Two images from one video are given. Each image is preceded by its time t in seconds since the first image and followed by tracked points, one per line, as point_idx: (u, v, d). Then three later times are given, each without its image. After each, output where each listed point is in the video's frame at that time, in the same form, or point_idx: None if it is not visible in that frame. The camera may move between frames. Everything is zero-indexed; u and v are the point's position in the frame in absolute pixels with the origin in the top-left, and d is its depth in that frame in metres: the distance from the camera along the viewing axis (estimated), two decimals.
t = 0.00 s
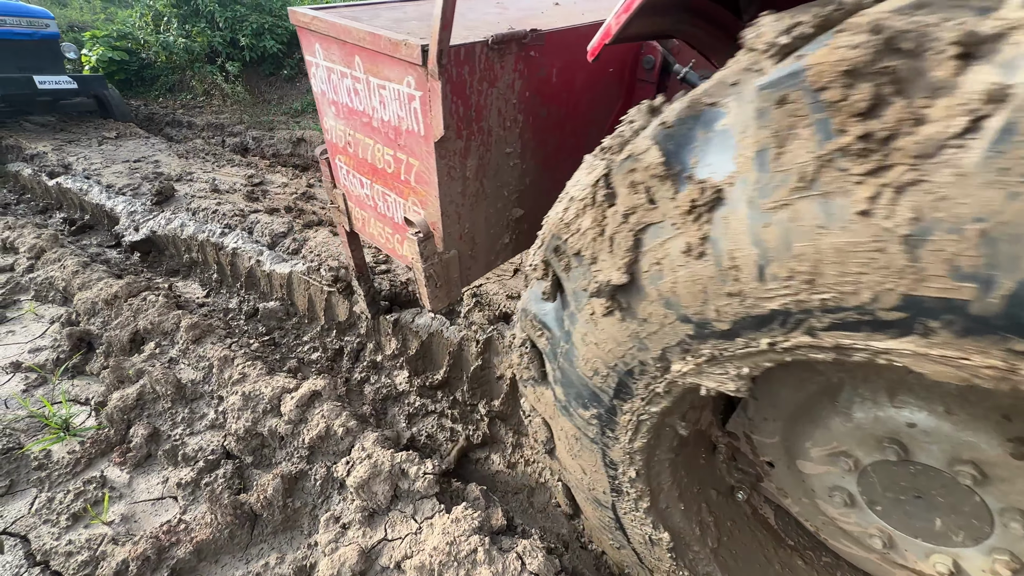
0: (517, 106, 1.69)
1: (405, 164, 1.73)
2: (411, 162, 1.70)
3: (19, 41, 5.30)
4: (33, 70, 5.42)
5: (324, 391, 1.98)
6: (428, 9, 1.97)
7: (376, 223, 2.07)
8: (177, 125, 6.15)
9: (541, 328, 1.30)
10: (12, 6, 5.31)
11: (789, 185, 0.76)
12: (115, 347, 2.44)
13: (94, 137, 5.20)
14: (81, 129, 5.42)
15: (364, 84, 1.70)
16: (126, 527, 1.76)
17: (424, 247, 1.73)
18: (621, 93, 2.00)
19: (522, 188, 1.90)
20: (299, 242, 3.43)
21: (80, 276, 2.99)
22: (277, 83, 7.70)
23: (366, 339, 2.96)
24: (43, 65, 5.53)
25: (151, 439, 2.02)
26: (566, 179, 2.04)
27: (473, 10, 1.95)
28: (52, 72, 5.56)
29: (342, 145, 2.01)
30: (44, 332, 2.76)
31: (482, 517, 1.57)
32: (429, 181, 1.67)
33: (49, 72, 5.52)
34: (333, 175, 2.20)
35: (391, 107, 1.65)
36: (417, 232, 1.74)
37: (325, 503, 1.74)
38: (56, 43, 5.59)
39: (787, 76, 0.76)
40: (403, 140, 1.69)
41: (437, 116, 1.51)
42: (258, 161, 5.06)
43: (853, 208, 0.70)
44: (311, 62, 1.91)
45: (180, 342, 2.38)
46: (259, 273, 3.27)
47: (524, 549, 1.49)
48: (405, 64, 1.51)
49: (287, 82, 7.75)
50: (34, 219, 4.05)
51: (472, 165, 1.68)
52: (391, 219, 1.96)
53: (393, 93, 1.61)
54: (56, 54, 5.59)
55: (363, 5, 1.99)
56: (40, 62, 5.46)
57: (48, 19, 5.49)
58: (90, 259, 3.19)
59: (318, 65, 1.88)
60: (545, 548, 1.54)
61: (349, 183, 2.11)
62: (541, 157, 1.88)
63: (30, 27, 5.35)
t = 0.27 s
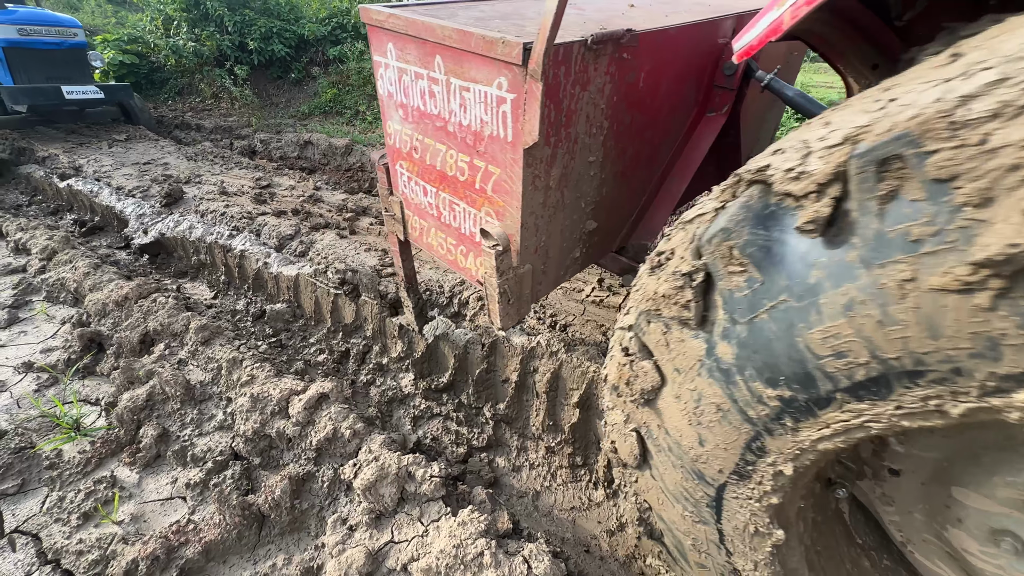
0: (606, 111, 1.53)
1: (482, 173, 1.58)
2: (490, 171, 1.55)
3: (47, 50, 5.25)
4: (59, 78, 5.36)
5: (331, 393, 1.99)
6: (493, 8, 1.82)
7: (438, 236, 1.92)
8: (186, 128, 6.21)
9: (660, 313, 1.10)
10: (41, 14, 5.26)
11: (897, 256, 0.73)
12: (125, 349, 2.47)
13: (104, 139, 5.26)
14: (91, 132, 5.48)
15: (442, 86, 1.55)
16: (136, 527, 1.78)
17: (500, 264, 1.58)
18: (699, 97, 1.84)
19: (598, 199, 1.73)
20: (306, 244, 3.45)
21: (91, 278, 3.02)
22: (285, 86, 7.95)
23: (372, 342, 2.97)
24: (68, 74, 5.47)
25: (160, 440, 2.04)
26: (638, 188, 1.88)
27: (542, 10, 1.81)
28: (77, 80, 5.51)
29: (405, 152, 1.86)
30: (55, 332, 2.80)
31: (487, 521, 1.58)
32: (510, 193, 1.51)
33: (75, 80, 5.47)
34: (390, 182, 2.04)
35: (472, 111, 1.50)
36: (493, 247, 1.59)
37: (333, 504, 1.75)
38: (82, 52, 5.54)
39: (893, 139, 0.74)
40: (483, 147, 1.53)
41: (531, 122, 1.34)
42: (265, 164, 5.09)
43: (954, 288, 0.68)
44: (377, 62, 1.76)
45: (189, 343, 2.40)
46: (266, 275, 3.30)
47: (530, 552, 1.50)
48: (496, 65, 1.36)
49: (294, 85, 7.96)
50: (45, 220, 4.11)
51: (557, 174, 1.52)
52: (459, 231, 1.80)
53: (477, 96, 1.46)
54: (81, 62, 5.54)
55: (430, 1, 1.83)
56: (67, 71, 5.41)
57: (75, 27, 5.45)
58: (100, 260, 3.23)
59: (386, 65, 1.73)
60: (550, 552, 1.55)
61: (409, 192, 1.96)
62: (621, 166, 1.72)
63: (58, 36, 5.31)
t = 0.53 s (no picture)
0: (690, 122, 1.44)
1: (556, 188, 1.51)
2: (566, 186, 1.47)
3: (76, 57, 5.19)
4: (87, 86, 5.30)
5: (338, 393, 2.01)
6: (556, 14, 1.76)
7: (497, 253, 1.85)
8: (195, 130, 6.28)
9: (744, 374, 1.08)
10: (70, 21, 5.19)
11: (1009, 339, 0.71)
12: (136, 348, 2.51)
13: (115, 141, 5.33)
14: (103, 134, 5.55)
15: (516, 95, 1.47)
16: (145, 523, 1.80)
17: (574, 284, 1.51)
18: (773, 105, 1.75)
19: (671, 215, 1.65)
20: (312, 246, 3.49)
21: (102, 278, 3.06)
22: (292, 90, 8.05)
23: (378, 343, 2.99)
24: (95, 81, 5.41)
25: (170, 438, 2.07)
26: (709, 201, 1.80)
27: (609, 16, 1.74)
28: (104, 88, 5.45)
29: (466, 165, 1.78)
30: (66, 332, 2.84)
31: (492, 520, 1.59)
32: (588, 210, 1.44)
33: (102, 88, 5.40)
34: (444, 195, 1.96)
35: (550, 121, 1.42)
36: (567, 266, 1.52)
37: (339, 503, 1.77)
38: (109, 59, 5.48)
39: (999, 223, 0.77)
40: (559, 161, 1.46)
41: (623, 135, 1.27)
42: (272, 166, 5.14)
43: None
44: (440, 69, 1.68)
45: (198, 343, 2.43)
46: (274, 276, 3.33)
47: (534, 551, 1.51)
48: (586, 74, 1.28)
49: (301, 88, 8.07)
50: (57, 222, 4.17)
51: (638, 190, 1.44)
52: (523, 248, 1.73)
53: (559, 106, 1.38)
54: (108, 70, 5.48)
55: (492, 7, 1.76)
56: (95, 78, 5.35)
57: (104, 35, 5.39)
58: (112, 261, 3.27)
59: (451, 73, 1.65)
60: (554, 552, 1.55)
61: (466, 206, 1.88)
62: (697, 179, 1.64)
63: (87, 44, 5.24)
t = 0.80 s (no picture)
0: (787, 138, 1.35)
1: (636, 208, 1.43)
2: (649, 206, 1.39)
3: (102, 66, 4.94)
4: (113, 95, 5.07)
5: (344, 392, 2.04)
6: (623, 17, 1.69)
7: (560, 274, 1.79)
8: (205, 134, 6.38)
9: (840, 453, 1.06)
10: (97, 29, 4.95)
11: None
12: (147, 348, 2.56)
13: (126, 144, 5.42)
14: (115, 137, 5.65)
15: (594, 105, 1.40)
16: (155, 518, 1.84)
17: (657, 314, 1.44)
18: (855, 115, 1.68)
19: (753, 235, 1.57)
20: (319, 248, 3.53)
21: (114, 279, 3.12)
22: (300, 94, 8.21)
23: (384, 344, 3.03)
24: (123, 91, 5.17)
25: (180, 436, 2.11)
26: (785, 219, 1.72)
27: (680, 20, 1.68)
28: (131, 97, 5.21)
29: (529, 178, 1.72)
30: (80, 332, 2.90)
31: (495, 517, 1.62)
32: (674, 233, 1.36)
33: (129, 98, 5.16)
34: (501, 211, 1.91)
35: (633, 135, 1.35)
36: (649, 294, 1.44)
37: (345, 500, 1.80)
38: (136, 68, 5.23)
39: None
40: (642, 178, 1.38)
41: (727, 155, 1.18)
42: (280, 170, 5.21)
43: None
44: (507, 77, 1.63)
45: (207, 343, 2.47)
46: (281, 278, 3.38)
47: (536, 548, 1.53)
48: (687, 82, 1.19)
49: (309, 93, 8.21)
50: (70, 224, 4.26)
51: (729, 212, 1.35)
52: (590, 271, 1.67)
53: (646, 117, 1.30)
54: (135, 79, 5.22)
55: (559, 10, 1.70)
56: (121, 88, 5.10)
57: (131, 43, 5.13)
58: (124, 263, 3.33)
59: (519, 81, 1.59)
60: (555, 549, 1.58)
61: (526, 222, 1.82)
62: (780, 197, 1.56)
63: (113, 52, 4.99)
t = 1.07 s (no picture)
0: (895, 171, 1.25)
1: (723, 243, 1.32)
2: (740, 242, 1.29)
3: (125, 75, 4.96)
4: (134, 103, 5.09)
5: (350, 391, 2.08)
6: (690, 26, 1.59)
7: (621, 310, 1.69)
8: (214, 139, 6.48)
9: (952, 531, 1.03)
10: (119, 37, 4.96)
11: None
12: (158, 349, 2.62)
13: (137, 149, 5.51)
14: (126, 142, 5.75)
15: (678, 131, 1.31)
16: (166, 514, 1.89)
17: (749, 361, 1.32)
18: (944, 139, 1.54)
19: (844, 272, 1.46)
20: (326, 251, 3.59)
21: (126, 282, 3.19)
22: (308, 99, 8.34)
23: (388, 346, 3.07)
24: (143, 99, 5.19)
25: (190, 434, 2.17)
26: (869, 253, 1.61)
27: (751, 28, 1.57)
28: (152, 105, 5.23)
29: (589, 205, 1.63)
30: (92, 333, 2.98)
31: (496, 514, 1.65)
32: (771, 273, 1.25)
33: (150, 106, 5.18)
34: (552, 238, 1.83)
35: (724, 165, 1.25)
36: (740, 340, 1.32)
37: (349, 497, 1.84)
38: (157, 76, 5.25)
39: None
40: (733, 212, 1.28)
41: (848, 190, 1.06)
42: (287, 174, 5.28)
43: None
44: (567, 98, 1.54)
45: (216, 344, 2.53)
46: (288, 280, 3.44)
47: (535, 543, 1.57)
48: (805, 106, 1.08)
49: (316, 98, 8.33)
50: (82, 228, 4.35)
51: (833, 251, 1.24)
52: (658, 309, 1.57)
53: (744, 145, 1.20)
54: (156, 87, 5.26)
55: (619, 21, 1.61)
56: (142, 96, 5.13)
57: (152, 51, 5.14)
58: (136, 266, 3.41)
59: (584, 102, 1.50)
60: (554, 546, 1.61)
61: (581, 252, 1.73)
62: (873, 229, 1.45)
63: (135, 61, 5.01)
